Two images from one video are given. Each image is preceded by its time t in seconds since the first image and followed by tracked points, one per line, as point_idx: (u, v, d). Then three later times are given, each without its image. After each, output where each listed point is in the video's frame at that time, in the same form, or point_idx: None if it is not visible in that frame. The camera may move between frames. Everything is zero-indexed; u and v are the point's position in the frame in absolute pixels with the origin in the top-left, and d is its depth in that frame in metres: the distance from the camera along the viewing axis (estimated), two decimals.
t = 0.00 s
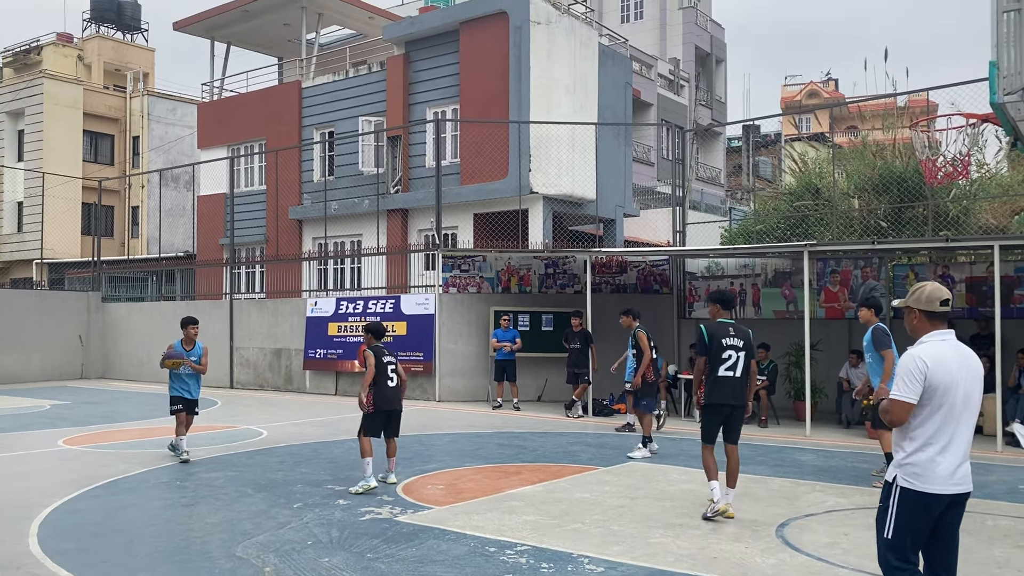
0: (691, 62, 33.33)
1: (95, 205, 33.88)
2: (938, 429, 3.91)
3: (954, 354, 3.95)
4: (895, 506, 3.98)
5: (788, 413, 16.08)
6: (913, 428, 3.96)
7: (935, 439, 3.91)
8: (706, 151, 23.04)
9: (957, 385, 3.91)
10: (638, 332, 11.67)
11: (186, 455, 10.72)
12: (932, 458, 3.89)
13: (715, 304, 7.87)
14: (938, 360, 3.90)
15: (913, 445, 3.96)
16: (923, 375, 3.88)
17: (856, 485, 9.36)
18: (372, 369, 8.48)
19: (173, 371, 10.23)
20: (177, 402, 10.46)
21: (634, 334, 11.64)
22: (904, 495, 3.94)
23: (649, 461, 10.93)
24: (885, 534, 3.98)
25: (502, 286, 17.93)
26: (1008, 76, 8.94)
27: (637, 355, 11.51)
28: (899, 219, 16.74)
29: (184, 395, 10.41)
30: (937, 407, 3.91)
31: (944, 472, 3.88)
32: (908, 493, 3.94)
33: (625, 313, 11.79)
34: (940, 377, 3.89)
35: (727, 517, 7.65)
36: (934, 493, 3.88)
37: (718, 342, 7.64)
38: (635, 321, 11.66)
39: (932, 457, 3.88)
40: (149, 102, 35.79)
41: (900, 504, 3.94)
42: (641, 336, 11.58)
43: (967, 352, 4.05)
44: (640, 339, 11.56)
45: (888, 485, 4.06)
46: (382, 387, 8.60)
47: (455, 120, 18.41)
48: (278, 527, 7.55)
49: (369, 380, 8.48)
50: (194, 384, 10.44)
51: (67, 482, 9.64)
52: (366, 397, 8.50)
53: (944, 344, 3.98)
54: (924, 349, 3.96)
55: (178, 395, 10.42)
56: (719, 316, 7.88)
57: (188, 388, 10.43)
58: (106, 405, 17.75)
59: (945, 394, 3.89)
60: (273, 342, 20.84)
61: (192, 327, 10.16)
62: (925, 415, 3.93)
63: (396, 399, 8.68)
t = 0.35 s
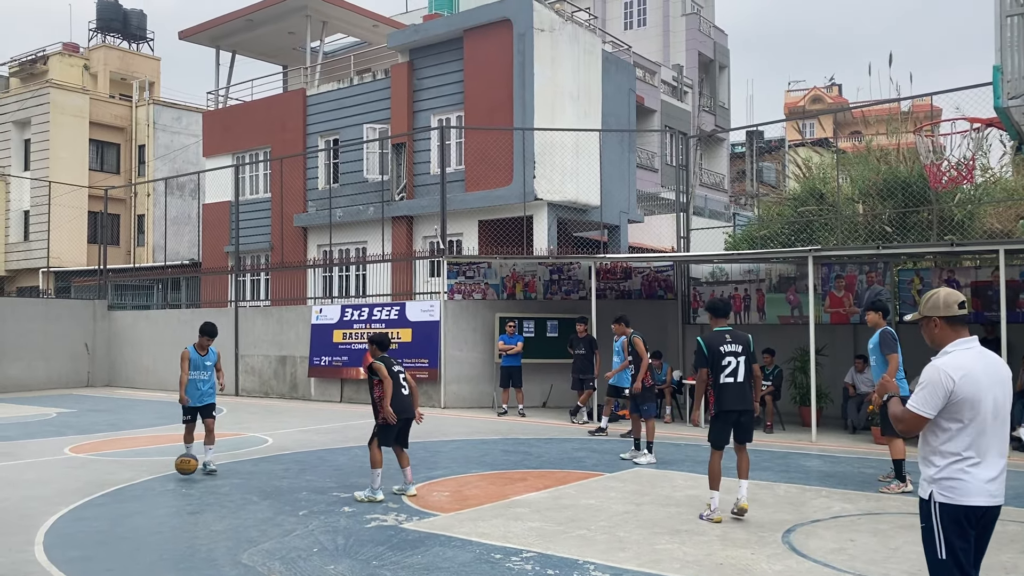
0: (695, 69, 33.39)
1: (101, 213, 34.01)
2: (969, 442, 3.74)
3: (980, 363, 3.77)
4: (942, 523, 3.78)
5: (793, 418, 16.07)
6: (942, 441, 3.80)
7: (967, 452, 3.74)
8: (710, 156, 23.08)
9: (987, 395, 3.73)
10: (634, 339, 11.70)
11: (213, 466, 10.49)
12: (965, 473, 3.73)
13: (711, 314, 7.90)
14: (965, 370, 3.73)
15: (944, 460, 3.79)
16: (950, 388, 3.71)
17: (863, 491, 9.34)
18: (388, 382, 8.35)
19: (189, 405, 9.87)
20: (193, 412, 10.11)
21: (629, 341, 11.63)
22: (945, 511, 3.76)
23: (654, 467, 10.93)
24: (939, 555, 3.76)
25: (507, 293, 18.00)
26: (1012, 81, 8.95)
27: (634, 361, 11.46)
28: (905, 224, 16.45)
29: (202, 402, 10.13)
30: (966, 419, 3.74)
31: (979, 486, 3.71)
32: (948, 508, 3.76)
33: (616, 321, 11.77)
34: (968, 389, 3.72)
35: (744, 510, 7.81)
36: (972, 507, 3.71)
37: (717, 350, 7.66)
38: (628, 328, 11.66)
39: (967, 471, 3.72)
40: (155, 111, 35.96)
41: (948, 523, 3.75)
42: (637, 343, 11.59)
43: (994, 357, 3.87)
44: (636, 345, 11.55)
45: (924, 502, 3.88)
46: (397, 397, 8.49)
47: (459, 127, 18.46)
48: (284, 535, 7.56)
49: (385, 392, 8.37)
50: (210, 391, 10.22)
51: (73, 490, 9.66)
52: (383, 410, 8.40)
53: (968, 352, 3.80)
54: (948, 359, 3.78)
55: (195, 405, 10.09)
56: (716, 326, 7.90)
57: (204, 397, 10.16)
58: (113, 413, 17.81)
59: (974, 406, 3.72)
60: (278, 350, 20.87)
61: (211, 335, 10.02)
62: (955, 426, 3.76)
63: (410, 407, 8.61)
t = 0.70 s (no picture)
0: (688, 71, 33.42)
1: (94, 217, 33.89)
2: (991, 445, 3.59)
3: (1001, 363, 3.60)
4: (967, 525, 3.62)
5: (788, 420, 16.04)
6: (964, 445, 3.66)
7: (992, 457, 3.58)
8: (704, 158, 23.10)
9: (1011, 396, 3.57)
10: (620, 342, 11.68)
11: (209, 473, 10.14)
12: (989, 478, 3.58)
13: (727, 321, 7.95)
14: (985, 371, 3.57)
15: (967, 466, 3.65)
16: (969, 390, 3.56)
17: (857, 492, 9.34)
18: (382, 387, 8.24)
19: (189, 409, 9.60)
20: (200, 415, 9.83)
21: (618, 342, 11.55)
22: (969, 517, 3.61)
23: (650, 469, 10.92)
24: (964, 561, 3.61)
25: (501, 295, 18.09)
26: (1004, 82, 8.97)
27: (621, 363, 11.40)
28: (898, 225, 16.49)
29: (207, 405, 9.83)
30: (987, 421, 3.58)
31: (1005, 493, 3.55)
32: (974, 513, 3.61)
33: (604, 322, 11.61)
34: (989, 390, 3.56)
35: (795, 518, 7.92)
36: (996, 514, 3.55)
37: (738, 356, 7.68)
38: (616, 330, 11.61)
39: (991, 476, 3.57)
40: (148, 114, 35.84)
41: (972, 528, 3.60)
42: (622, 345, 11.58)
43: (1020, 357, 3.69)
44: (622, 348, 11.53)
45: (950, 508, 3.73)
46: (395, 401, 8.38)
47: (453, 129, 18.42)
48: (278, 538, 7.52)
49: (380, 398, 8.24)
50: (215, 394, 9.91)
51: (66, 494, 9.61)
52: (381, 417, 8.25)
53: (990, 353, 3.64)
54: (966, 361, 3.63)
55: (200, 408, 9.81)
56: (732, 333, 7.95)
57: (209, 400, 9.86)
58: (106, 417, 17.72)
59: (996, 408, 3.56)
60: (272, 353, 20.80)
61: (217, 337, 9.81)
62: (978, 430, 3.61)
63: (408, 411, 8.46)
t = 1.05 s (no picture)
0: (673, 71, 33.54)
1: (77, 217, 33.65)
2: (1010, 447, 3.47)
3: None
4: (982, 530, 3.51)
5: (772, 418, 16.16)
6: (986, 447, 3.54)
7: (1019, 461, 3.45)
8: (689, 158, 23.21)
9: None
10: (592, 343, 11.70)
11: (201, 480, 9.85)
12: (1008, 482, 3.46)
13: (728, 319, 7.87)
14: (1011, 373, 3.42)
15: (991, 468, 3.53)
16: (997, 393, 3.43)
17: (841, 489, 9.41)
18: (372, 390, 8.23)
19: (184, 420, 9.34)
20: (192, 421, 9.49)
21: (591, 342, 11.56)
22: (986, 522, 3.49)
23: (636, 467, 10.96)
24: (972, 565, 3.51)
25: (488, 295, 18.06)
26: (986, 82, 8.97)
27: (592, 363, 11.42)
28: (881, 224, 16.57)
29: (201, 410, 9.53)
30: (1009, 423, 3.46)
31: None
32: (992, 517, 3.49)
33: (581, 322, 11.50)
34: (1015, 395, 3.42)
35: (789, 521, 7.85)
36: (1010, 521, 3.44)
37: (756, 349, 7.75)
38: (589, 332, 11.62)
39: (1016, 480, 3.44)
40: (132, 114, 35.60)
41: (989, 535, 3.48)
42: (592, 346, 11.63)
43: None
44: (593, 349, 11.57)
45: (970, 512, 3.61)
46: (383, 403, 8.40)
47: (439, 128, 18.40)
48: (264, 539, 7.50)
49: (367, 401, 8.22)
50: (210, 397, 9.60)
51: (50, 496, 9.55)
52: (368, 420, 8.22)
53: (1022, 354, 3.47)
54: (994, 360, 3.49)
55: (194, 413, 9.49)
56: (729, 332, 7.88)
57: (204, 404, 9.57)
58: (89, 418, 17.61)
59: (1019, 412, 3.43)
60: (258, 353, 20.73)
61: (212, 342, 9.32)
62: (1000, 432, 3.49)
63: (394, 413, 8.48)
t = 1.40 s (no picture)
0: (652, 71, 33.67)
1: (52, 216, 33.28)
2: None
3: None
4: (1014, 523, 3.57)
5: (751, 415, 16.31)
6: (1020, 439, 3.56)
7: None
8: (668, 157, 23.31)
9: None
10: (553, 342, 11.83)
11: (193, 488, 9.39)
12: None
13: (714, 320, 7.89)
14: None
15: None
16: None
17: (819, 485, 9.50)
18: (351, 389, 8.12)
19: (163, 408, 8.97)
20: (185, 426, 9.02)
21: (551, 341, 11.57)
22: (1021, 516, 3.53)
23: (615, 465, 11.00)
24: (1002, 564, 3.58)
25: (468, 293, 17.97)
26: (958, 81, 9.16)
27: (552, 362, 11.53)
28: (857, 222, 16.70)
29: (195, 414, 9.05)
30: None
31: None
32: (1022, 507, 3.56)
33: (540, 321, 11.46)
34: None
35: (772, 521, 7.73)
36: None
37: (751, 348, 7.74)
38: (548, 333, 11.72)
39: None
40: (107, 112, 35.23)
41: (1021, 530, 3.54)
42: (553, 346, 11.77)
43: None
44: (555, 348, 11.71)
45: (1007, 510, 3.63)
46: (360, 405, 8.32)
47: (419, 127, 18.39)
48: (242, 540, 7.46)
49: (347, 400, 8.09)
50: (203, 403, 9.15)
51: (24, 499, 9.44)
52: (348, 417, 8.09)
53: None
54: None
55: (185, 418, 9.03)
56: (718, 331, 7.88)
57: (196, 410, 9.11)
58: (64, 420, 17.42)
59: None
60: (236, 353, 20.60)
61: (206, 342, 9.04)
62: None
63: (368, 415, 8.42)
